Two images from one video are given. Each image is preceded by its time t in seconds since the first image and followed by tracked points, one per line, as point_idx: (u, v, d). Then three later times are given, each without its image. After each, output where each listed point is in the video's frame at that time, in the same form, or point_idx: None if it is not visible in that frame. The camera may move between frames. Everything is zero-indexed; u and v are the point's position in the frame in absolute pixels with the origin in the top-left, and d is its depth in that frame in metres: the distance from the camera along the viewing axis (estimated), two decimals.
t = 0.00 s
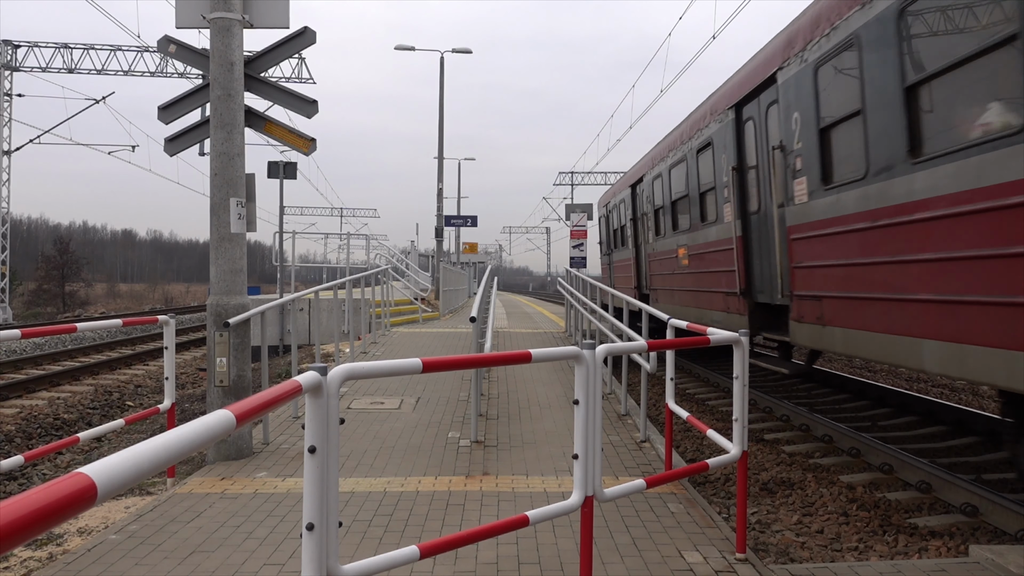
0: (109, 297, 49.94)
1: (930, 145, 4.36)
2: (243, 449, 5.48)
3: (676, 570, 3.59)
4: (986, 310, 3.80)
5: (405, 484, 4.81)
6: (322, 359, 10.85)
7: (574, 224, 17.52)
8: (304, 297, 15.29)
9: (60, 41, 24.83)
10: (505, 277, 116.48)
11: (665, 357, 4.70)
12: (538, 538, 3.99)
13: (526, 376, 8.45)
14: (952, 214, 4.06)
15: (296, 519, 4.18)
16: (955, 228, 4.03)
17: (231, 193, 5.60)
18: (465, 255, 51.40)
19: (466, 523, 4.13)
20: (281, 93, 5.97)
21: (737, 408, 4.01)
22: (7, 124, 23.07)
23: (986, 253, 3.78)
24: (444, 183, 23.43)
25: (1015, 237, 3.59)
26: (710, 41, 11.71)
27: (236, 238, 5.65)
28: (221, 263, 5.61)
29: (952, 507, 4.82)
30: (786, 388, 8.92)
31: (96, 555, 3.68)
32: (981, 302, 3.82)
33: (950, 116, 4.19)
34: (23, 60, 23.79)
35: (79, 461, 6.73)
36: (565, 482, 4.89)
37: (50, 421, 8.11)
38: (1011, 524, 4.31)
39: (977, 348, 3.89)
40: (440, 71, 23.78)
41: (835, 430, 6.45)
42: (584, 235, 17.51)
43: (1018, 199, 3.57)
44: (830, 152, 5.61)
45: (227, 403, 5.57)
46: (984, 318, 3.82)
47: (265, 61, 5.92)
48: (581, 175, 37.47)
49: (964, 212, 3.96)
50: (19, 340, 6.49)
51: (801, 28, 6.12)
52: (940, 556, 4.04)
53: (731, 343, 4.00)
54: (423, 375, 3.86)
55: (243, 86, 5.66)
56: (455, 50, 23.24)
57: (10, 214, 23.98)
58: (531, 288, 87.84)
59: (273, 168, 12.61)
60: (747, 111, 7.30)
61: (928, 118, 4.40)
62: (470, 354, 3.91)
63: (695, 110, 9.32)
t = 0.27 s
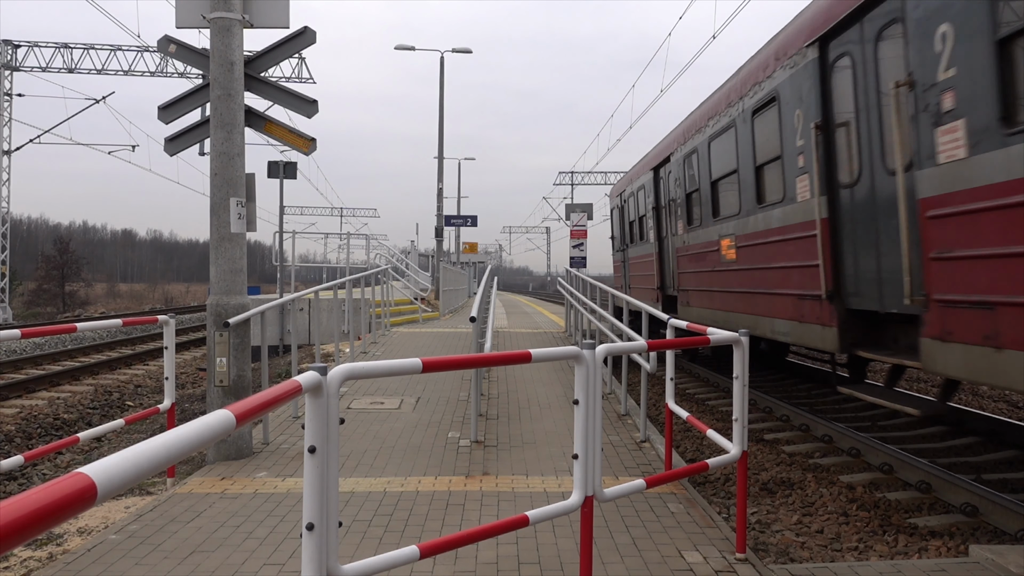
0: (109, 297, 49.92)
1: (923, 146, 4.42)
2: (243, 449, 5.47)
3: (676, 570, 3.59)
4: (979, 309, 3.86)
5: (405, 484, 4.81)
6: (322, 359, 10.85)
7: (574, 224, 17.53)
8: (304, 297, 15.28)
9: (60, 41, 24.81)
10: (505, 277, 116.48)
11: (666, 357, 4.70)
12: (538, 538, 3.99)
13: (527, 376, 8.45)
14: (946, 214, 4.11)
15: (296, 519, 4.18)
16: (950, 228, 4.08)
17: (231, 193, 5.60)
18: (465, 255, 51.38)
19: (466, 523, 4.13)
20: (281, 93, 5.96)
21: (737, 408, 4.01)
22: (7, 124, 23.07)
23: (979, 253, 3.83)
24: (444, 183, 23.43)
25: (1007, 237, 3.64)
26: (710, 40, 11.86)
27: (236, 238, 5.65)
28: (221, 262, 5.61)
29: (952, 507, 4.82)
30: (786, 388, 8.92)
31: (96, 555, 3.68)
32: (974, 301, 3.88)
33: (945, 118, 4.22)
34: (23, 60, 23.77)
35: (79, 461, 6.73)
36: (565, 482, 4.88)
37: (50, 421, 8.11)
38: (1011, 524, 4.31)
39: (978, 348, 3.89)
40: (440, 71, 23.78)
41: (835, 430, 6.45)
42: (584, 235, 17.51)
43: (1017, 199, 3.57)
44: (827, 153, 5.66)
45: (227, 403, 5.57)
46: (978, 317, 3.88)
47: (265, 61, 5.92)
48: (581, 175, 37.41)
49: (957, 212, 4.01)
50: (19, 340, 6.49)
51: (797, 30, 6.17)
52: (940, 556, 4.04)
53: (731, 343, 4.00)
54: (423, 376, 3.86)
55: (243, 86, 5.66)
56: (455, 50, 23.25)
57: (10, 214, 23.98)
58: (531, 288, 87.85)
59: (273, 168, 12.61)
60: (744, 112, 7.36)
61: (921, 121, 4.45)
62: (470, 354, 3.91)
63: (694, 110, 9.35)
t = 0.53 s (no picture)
0: (109, 297, 49.89)
1: (919, 146, 4.46)
2: (243, 449, 5.48)
3: (676, 570, 3.59)
4: (978, 309, 3.89)
5: (405, 484, 4.81)
6: (321, 359, 10.84)
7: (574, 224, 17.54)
8: (304, 296, 15.27)
9: (60, 41, 24.76)
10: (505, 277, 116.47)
11: (666, 356, 4.70)
12: (538, 538, 3.98)
13: (527, 376, 8.44)
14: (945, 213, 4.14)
15: (296, 519, 4.18)
16: (949, 227, 4.11)
17: (232, 192, 5.60)
18: (465, 255, 51.37)
19: (466, 523, 4.13)
20: (281, 93, 5.97)
21: (737, 408, 4.01)
22: (7, 124, 23.05)
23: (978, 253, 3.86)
24: (444, 183, 23.43)
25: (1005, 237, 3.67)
26: (710, 40, 11.95)
27: (236, 238, 5.65)
28: (221, 262, 5.61)
29: (952, 507, 4.83)
30: (787, 389, 8.92)
31: (96, 555, 3.68)
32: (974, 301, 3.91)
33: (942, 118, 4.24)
34: (23, 60, 23.72)
35: (79, 461, 6.72)
36: (565, 482, 4.88)
37: (50, 421, 8.11)
38: (1010, 524, 4.32)
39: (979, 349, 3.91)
40: (440, 71, 23.78)
41: (835, 430, 6.46)
42: (584, 234, 17.51)
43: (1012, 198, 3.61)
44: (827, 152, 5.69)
45: (227, 403, 5.57)
46: (976, 317, 3.91)
47: (265, 61, 5.92)
48: (581, 175, 37.40)
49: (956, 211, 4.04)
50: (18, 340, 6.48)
51: (797, 30, 6.21)
52: (940, 556, 4.04)
53: (732, 343, 4.00)
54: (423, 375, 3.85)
55: (243, 86, 5.67)
56: (455, 49, 23.25)
57: (10, 214, 23.96)
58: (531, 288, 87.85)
59: (274, 168, 12.61)
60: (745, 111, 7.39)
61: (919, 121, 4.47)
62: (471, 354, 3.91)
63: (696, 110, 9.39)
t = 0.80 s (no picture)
0: (109, 297, 49.87)
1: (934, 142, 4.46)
2: (243, 449, 5.48)
3: (676, 570, 3.59)
4: (990, 307, 3.91)
5: (405, 484, 4.81)
6: (321, 359, 10.84)
7: (574, 224, 17.54)
8: (304, 297, 15.27)
9: (60, 41, 24.74)
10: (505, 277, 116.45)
11: (665, 356, 4.70)
12: (538, 538, 3.98)
13: (527, 377, 8.44)
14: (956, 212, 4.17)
15: (296, 520, 4.18)
16: (961, 225, 4.14)
17: (231, 192, 5.60)
18: (465, 255, 51.37)
19: (466, 523, 4.13)
20: (281, 93, 5.97)
21: (737, 408, 4.01)
22: (7, 124, 23.04)
23: (990, 250, 3.88)
24: (444, 183, 23.42)
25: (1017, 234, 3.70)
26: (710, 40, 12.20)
27: (236, 238, 5.65)
28: (221, 262, 5.61)
29: (952, 506, 4.83)
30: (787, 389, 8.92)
31: (96, 555, 3.68)
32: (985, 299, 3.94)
33: (957, 117, 4.27)
34: (23, 59, 23.71)
35: (79, 461, 6.72)
36: (565, 482, 4.88)
37: (50, 421, 8.11)
38: (1010, 523, 4.32)
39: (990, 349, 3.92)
40: (440, 71, 23.78)
41: (835, 430, 6.46)
42: (584, 235, 17.51)
43: None
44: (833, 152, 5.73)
45: (227, 403, 5.57)
46: (988, 314, 3.93)
47: (265, 61, 5.92)
48: (581, 175, 37.40)
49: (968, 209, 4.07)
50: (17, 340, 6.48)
51: (801, 31, 6.30)
52: (940, 556, 4.04)
53: (731, 343, 4.00)
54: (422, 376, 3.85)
55: (243, 86, 5.66)
56: (455, 50, 23.26)
57: (10, 214, 23.95)
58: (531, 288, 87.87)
59: (273, 168, 12.61)
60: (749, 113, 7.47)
61: (927, 120, 4.54)
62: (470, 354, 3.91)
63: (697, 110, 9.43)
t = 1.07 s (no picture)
0: (109, 297, 49.84)
1: (941, 140, 4.42)
2: (243, 449, 5.48)
3: (676, 570, 3.59)
4: (993, 307, 3.90)
5: (405, 484, 4.81)
6: (321, 359, 10.84)
7: (574, 224, 17.54)
8: (304, 297, 15.26)
9: (60, 41, 24.70)
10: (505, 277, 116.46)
11: (665, 357, 4.70)
12: (538, 538, 3.98)
13: (527, 377, 8.44)
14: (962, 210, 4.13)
15: (295, 520, 4.18)
16: (964, 225, 4.13)
17: (231, 192, 5.60)
18: (465, 255, 51.36)
19: (466, 523, 4.13)
20: (281, 93, 5.97)
21: (737, 408, 4.01)
22: (7, 124, 23.04)
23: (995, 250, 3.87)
24: (443, 183, 23.42)
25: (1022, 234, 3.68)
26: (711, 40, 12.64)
27: (236, 238, 5.65)
28: (221, 262, 5.60)
29: (951, 507, 4.83)
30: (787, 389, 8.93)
31: (96, 555, 3.68)
32: (990, 300, 3.92)
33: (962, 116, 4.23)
34: (23, 59, 23.70)
35: (79, 461, 6.72)
36: (565, 482, 4.88)
37: (50, 421, 8.10)
38: (1010, 523, 4.32)
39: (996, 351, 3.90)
40: (440, 71, 23.79)
41: (835, 431, 6.46)
42: (584, 235, 17.51)
43: None
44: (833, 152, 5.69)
45: (227, 403, 5.57)
46: (994, 317, 3.89)
47: (265, 61, 5.92)
48: (581, 176, 37.34)
49: (971, 208, 4.06)
50: (18, 340, 6.48)
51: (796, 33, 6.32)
52: (939, 556, 4.04)
53: (731, 343, 4.00)
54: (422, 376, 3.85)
55: (243, 85, 5.66)
56: (455, 50, 23.27)
57: (10, 214, 23.94)
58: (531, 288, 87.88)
59: (274, 168, 12.62)
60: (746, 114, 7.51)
61: (934, 118, 4.50)
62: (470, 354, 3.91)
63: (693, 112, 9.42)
